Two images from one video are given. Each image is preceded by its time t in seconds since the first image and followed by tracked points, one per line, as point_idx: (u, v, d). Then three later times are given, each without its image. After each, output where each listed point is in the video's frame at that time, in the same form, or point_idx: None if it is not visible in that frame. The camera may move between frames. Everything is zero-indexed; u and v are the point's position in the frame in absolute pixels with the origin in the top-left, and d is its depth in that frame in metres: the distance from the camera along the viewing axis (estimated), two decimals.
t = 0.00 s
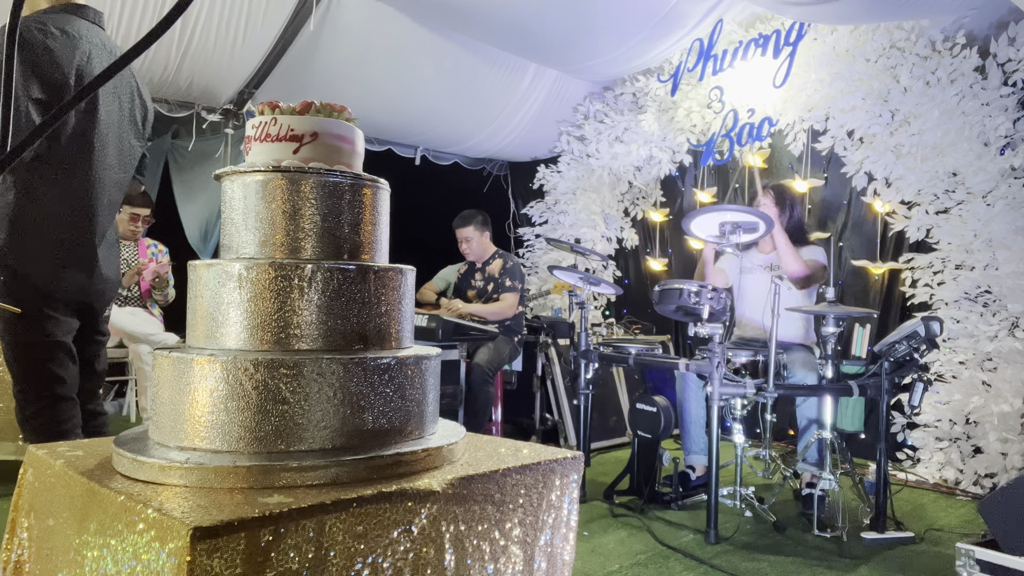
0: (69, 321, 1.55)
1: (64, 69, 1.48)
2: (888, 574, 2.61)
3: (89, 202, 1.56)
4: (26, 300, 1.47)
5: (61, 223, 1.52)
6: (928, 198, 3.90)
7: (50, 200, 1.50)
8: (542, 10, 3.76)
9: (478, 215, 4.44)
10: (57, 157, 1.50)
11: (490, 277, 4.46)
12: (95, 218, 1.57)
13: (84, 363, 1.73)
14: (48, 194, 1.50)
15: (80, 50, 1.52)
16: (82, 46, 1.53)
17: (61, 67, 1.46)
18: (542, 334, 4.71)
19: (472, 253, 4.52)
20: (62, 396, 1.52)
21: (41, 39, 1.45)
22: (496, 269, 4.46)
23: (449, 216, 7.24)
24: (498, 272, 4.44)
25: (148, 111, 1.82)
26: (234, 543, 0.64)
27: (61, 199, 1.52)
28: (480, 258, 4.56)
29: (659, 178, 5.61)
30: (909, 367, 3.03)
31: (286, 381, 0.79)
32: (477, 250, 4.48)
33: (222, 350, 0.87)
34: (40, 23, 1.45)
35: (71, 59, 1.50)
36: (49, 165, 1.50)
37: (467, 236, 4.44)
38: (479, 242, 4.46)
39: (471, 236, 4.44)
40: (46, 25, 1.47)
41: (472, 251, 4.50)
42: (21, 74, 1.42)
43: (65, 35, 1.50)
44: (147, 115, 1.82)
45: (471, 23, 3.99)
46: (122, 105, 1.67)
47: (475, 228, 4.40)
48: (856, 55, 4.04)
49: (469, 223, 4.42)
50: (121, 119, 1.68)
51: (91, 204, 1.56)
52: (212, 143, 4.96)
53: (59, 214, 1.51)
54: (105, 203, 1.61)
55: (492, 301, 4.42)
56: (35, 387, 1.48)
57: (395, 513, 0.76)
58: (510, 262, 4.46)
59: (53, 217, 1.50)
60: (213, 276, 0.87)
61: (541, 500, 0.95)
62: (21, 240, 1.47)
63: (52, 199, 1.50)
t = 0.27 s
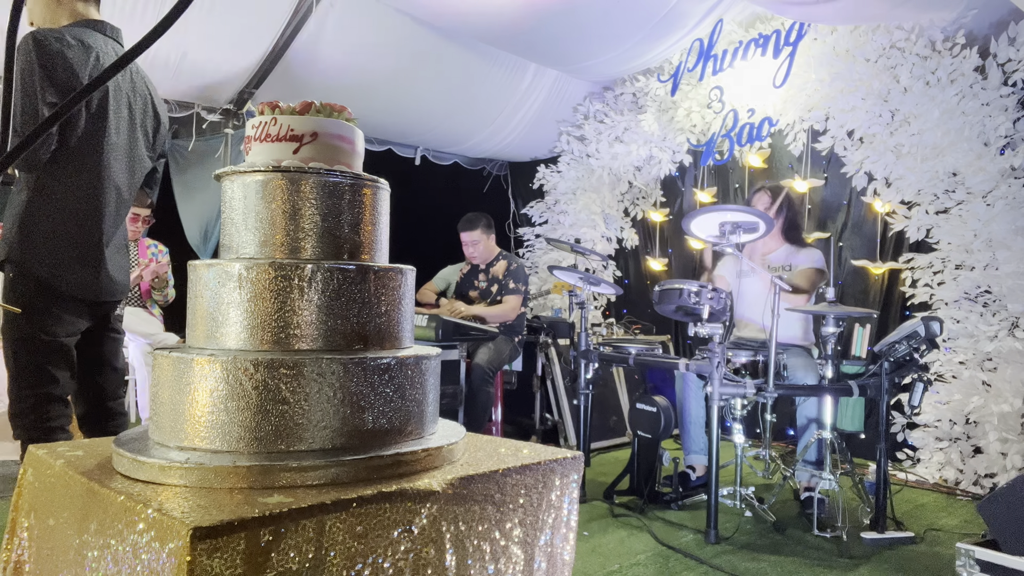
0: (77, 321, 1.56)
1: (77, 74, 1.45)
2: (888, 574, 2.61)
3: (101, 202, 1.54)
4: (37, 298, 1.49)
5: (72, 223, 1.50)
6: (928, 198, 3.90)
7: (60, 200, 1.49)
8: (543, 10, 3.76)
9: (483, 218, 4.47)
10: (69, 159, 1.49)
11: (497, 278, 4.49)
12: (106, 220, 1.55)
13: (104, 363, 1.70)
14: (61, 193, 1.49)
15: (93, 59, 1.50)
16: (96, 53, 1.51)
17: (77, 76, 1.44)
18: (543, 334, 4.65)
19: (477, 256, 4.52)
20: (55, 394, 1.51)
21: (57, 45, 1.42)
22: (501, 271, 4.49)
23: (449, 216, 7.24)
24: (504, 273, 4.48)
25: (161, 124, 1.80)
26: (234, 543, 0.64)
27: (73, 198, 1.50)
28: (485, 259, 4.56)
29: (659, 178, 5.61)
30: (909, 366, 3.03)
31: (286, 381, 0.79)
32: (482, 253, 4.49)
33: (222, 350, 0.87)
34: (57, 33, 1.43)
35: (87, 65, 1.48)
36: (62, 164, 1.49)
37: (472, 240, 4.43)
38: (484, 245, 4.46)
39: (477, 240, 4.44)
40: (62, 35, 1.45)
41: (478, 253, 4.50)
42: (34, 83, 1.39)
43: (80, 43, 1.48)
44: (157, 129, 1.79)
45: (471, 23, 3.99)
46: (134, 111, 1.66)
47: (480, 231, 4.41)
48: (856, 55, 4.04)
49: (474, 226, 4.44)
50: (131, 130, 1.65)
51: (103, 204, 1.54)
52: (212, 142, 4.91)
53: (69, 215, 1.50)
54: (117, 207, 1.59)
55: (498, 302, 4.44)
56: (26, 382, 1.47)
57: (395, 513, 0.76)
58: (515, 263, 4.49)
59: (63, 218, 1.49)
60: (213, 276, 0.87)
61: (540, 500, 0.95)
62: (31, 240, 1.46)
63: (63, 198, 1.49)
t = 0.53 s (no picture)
0: (78, 319, 1.55)
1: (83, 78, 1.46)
2: (888, 574, 2.61)
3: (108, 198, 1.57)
4: (45, 292, 1.49)
5: (79, 218, 1.53)
6: (928, 198, 3.90)
7: (69, 196, 1.51)
8: (542, 10, 3.76)
9: (490, 215, 4.46)
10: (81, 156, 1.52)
11: (497, 276, 4.43)
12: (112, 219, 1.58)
13: (106, 361, 1.69)
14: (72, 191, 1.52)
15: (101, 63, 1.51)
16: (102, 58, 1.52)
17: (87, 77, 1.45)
18: (542, 334, 4.71)
19: (483, 253, 4.52)
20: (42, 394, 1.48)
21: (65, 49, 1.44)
22: (502, 271, 4.44)
23: (449, 216, 7.24)
24: (505, 272, 4.41)
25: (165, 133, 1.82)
26: (234, 543, 0.64)
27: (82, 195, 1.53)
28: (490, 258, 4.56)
29: (659, 178, 5.61)
30: (909, 367, 3.03)
31: (286, 382, 0.79)
32: (489, 250, 4.49)
33: (222, 350, 0.87)
34: (66, 38, 1.45)
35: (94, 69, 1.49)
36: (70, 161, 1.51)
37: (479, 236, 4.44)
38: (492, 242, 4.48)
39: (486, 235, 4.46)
40: (72, 40, 1.47)
41: (485, 251, 4.51)
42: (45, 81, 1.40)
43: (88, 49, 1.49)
44: (160, 136, 1.79)
45: (471, 23, 3.99)
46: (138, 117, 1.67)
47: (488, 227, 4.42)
48: (856, 55, 4.04)
49: (482, 223, 4.43)
50: (134, 134, 1.66)
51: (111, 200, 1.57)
52: (211, 142, 4.91)
53: (78, 210, 1.52)
54: (122, 207, 1.62)
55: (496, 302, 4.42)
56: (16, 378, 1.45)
57: (395, 513, 0.76)
58: (517, 260, 4.41)
59: (70, 212, 1.52)
60: (213, 276, 0.87)
61: (541, 500, 0.95)
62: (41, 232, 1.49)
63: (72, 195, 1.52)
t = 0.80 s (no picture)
0: (75, 316, 1.52)
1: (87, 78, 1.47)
2: (888, 574, 2.61)
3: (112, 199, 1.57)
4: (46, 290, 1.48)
5: (80, 216, 1.52)
6: (928, 198, 3.90)
7: (69, 194, 1.50)
8: (543, 10, 3.76)
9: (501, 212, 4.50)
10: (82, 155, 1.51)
11: (499, 275, 4.43)
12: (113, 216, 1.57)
13: (105, 361, 1.70)
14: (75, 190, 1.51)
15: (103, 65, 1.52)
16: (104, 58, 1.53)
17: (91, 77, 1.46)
18: (542, 334, 4.71)
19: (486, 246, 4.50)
20: (33, 395, 1.44)
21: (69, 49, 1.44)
22: (504, 268, 4.43)
23: (449, 216, 7.24)
24: (506, 269, 4.41)
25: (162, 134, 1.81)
26: (234, 543, 0.64)
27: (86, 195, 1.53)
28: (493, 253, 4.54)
29: (659, 178, 5.61)
30: (909, 367, 3.03)
31: (286, 382, 0.79)
32: (493, 243, 4.49)
33: (222, 350, 0.87)
34: (70, 39, 1.45)
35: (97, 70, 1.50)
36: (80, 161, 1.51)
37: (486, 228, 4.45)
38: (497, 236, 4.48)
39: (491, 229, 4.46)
40: (75, 41, 1.47)
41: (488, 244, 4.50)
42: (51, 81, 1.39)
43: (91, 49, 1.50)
44: (158, 136, 1.79)
45: (471, 23, 3.99)
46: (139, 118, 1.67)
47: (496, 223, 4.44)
48: (856, 55, 4.04)
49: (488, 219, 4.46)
50: (134, 135, 1.66)
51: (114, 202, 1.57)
52: (212, 142, 4.91)
53: (79, 208, 1.52)
54: (123, 204, 1.61)
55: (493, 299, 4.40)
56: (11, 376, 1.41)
57: (395, 513, 0.76)
58: (517, 259, 4.40)
59: (73, 211, 1.52)
60: (213, 276, 0.87)
61: (540, 500, 0.95)
62: (43, 231, 1.47)
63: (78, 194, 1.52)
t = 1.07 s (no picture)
0: (67, 318, 1.52)
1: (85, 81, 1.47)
2: (888, 574, 2.61)
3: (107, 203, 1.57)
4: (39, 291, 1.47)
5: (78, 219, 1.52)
6: (928, 198, 3.90)
7: (66, 196, 1.51)
8: (542, 10, 3.76)
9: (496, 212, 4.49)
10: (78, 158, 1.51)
11: (496, 276, 4.47)
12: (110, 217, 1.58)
13: (98, 362, 1.68)
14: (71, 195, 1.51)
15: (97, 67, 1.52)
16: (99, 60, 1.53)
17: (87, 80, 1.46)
18: (542, 334, 4.72)
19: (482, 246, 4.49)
20: (30, 397, 1.43)
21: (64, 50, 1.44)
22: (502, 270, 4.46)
23: (449, 216, 7.24)
24: (504, 271, 4.44)
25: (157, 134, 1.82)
26: (234, 543, 0.64)
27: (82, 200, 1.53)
28: (489, 254, 4.54)
29: (660, 178, 5.61)
30: (909, 367, 3.03)
31: (286, 381, 0.79)
32: (487, 244, 4.48)
33: (222, 350, 0.87)
34: (65, 40, 1.45)
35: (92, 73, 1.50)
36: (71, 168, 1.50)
37: (480, 227, 4.43)
38: (491, 236, 4.46)
39: (485, 227, 4.44)
40: (70, 43, 1.47)
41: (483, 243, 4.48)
42: (48, 83, 1.39)
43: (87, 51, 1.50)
44: (154, 137, 1.79)
45: (470, 23, 3.99)
46: (135, 120, 1.68)
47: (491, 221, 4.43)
48: (856, 55, 4.05)
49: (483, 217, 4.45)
50: (129, 137, 1.65)
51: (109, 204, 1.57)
52: (212, 142, 4.91)
53: (75, 214, 1.52)
54: (120, 205, 1.62)
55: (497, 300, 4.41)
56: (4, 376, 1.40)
57: (395, 513, 0.76)
58: (516, 261, 4.44)
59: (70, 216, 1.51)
60: (213, 276, 0.87)
61: (541, 499, 0.95)
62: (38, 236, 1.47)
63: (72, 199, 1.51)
